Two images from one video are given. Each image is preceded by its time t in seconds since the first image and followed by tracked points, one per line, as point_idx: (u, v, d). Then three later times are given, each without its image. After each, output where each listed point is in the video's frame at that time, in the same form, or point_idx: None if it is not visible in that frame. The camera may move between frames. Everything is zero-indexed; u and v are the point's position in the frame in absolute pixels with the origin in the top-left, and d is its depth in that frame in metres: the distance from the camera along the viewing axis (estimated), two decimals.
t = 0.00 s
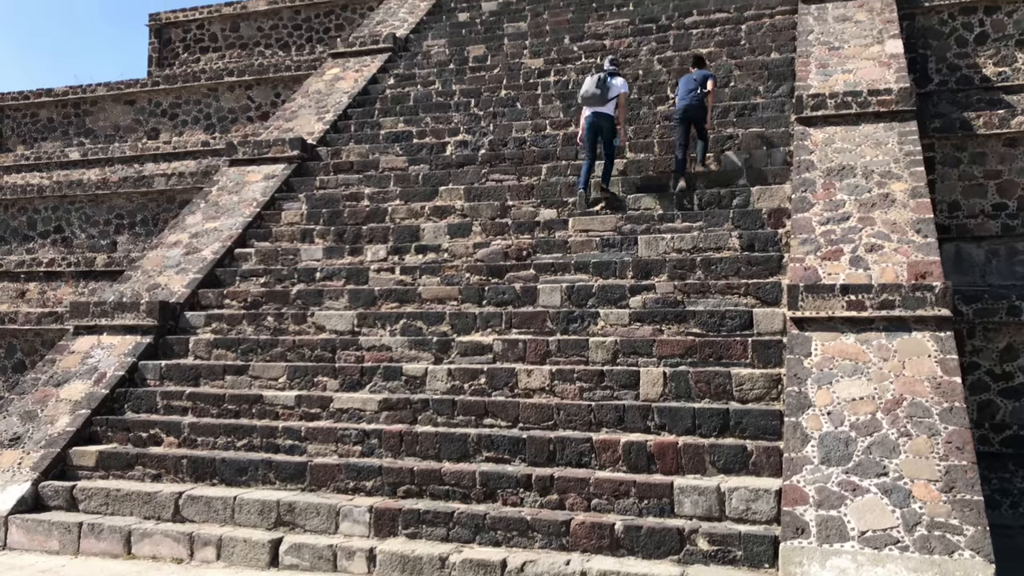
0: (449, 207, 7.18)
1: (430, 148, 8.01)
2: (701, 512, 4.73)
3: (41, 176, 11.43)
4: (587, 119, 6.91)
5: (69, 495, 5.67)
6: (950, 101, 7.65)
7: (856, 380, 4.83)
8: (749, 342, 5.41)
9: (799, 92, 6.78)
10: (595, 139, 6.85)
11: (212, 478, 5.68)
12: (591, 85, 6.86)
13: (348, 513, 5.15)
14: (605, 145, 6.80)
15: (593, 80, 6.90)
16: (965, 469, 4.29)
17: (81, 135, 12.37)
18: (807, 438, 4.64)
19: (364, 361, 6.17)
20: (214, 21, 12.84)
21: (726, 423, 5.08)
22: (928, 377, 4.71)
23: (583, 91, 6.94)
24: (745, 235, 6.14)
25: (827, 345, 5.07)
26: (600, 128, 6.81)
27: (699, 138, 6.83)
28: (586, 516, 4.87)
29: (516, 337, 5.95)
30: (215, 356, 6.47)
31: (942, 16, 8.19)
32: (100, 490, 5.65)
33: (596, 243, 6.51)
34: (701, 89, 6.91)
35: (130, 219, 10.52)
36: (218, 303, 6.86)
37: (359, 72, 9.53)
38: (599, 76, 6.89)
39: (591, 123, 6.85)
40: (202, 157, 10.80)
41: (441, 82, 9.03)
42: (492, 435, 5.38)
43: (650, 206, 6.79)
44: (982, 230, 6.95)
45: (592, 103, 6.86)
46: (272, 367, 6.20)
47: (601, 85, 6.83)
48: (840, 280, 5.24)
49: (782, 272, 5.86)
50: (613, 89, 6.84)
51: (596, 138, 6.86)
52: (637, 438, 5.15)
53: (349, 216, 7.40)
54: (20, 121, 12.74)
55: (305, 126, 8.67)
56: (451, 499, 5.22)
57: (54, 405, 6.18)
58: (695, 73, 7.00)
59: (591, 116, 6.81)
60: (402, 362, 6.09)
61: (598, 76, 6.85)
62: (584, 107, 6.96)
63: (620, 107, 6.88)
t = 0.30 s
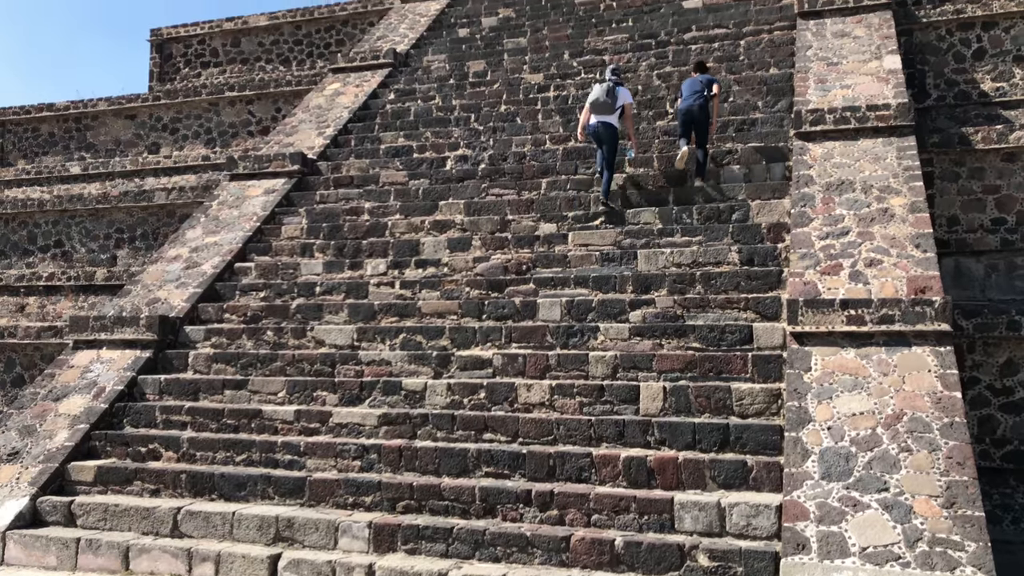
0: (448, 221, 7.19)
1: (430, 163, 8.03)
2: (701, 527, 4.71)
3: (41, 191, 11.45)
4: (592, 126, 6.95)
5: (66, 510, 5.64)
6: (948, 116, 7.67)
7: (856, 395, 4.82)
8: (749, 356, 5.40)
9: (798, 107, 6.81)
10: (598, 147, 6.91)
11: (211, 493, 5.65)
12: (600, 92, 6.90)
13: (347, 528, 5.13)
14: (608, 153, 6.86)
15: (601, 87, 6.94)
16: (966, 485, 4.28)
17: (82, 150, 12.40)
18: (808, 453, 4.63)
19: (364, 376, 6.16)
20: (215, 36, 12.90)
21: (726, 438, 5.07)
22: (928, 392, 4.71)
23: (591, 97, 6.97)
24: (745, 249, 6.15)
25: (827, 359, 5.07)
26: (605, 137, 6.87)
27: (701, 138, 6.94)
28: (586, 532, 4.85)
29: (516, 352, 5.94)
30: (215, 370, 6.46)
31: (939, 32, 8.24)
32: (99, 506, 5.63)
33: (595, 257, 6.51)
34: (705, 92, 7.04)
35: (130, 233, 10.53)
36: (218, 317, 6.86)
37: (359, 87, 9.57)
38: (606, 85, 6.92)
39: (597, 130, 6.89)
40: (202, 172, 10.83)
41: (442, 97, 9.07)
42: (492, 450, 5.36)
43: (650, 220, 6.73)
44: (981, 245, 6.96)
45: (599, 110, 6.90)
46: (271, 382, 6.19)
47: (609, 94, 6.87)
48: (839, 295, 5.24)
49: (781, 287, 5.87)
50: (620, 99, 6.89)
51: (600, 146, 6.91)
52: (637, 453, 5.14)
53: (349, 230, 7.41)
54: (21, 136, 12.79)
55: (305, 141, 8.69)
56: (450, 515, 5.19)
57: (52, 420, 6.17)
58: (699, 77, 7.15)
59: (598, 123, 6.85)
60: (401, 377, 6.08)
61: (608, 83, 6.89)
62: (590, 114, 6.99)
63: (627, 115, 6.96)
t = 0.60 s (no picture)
0: (448, 235, 7.20)
1: (430, 177, 8.05)
2: (701, 543, 4.70)
3: (42, 205, 11.47)
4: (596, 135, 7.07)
5: (64, 525, 5.62)
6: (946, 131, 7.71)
7: (856, 410, 4.82)
8: (749, 371, 5.40)
9: (796, 122, 6.84)
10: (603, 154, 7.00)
11: (209, 508, 5.64)
12: (604, 102, 7.09)
13: (346, 544, 5.11)
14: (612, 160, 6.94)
15: (603, 98, 7.14)
16: (966, 500, 4.27)
17: (82, 164, 12.44)
18: (807, 468, 4.63)
19: (363, 391, 6.15)
20: (216, 51, 12.97)
21: (726, 453, 5.06)
22: (928, 406, 4.70)
23: (594, 108, 7.15)
24: (744, 263, 6.17)
25: (827, 374, 5.07)
26: (610, 142, 6.97)
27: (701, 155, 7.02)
28: (586, 547, 4.84)
29: (516, 366, 5.94)
30: (214, 385, 6.45)
31: (937, 48, 8.29)
32: (97, 520, 5.61)
33: (595, 271, 6.53)
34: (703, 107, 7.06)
35: (130, 248, 10.54)
36: (217, 331, 6.86)
37: (359, 102, 9.62)
38: (608, 95, 7.12)
39: (601, 137, 7.00)
40: (202, 186, 10.86)
41: (442, 112, 9.10)
42: (491, 465, 5.35)
43: (649, 234, 6.73)
44: (980, 259, 6.99)
45: (603, 119, 7.06)
46: (271, 397, 6.19)
47: (612, 103, 7.07)
48: (838, 309, 5.25)
49: (781, 301, 5.87)
50: (623, 108, 7.08)
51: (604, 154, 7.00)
52: (637, 468, 5.13)
53: (349, 244, 7.42)
54: (22, 150, 12.83)
55: (306, 155, 8.72)
56: (449, 530, 5.18)
57: (51, 434, 6.16)
58: (695, 89, 7.12)
59: (603, 130, 6.98)
60: (401, 391, 6.07)
61: (610, 94, 7.11)
62: (593, 124, 7.14)
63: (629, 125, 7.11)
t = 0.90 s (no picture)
0: (447, 249, 7.21)
1: (430, 191, 8.07)
2: (701, 558, 4.68)
3: (42, 219, 11.48)
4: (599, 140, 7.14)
5: (61, 541, 5.59)
6: (945, 145, 7.72)
7: (856, 425, 4.80)
8: (749, 386, 5.39)
9: (795, 137, 6.85)
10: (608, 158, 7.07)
11: (207, 523, 5.61)
12: (602, 106, 7.11)
13: (344, 559, 5.08)
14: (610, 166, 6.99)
15: (603, 102, 7.16)
16: (967, 516, 4.25)
17: (82, 178, 12.46)
18: (808, 482, 4.61)
19: (361, 405, 6.14)
20: (216, 65, 13.02)
21: (725, 468, 5.05)
22: (928, 421, 4.69)
23: (594, 113, 7.18)
24: (743, 277, 6.17)
25: (826, 389, 5.06)
26: (614, 147, 7.05)
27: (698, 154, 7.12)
28: (585, 563, 4.82)
29: (515, 380, 5.93)
30: (212, 399, 6.44)
31: (934, 63, 8.33)
32: (94, 536, 5.58)
33: (594, 285, 6.53)
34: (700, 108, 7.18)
35: (130, 261, 10.54)
36: (216, 345, 6.84)
37: (359, 116, 9.64)
38: (609, 99, 7.14)
39: (604, 143, 7.07)
40: (202, 200, 10.87)
41: (441, 126, 9.13)
42: (490, 479, 5.34)
43: (648, 248, 6.74)
44: (979, 273, 6.98)
45: (604, 124, 7.11)
46: (269, 411, 6.18)
47: (612, 107, 7.09)
48: (838, 323, 5.25)
49: (780, 316, 5.87)
50: (623, 110, 7.12)
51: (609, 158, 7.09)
52: (636, 483, 5.11)
53: (348, 258, 7.42)
54: (22, 164, 12.86)
55: (305, 169, 8.74)
56: (448, 546, 5.15)
57: (48, 449, 6.13)
58: (692, 91, 7.25)
59: (605, 137, 7.05)
60: (399, 406, 6.06)
61: (609, 98, 7.12)
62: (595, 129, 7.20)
63: (630, 128, 7.15)
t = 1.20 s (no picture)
0: (446, 262, 7.21)
1: (429, 204, 8.08)
2: (700, 573, 4.66)
3: (41, 232, 11.49)
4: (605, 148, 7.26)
5: (58, 555, 5.57)
6: (942, 158, 7.75)
7: (855, 438, 4.80)
8: (748, 399, 5.38)
9: (793, 150, 6.87)
10: (614, 166, 7.19)
11: (205, 537, 5.59)
12: (608, 115, 7.22)
13: (342, 573, 5.06)
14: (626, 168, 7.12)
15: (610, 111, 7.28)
16: (967, 530, 4.24)
17: (82, 191, 12.48)
18: (807, 496, 4.60)
19: (360, 419, 6.12)
20: (216, 79, 13.06)
21: (724, 482, 5.04)
22: (927, 434, 4.69)
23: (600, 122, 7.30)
24: (741, 291, 6.17)
25: (825, 402, 5.05)
26: (619, 155, 7.16)
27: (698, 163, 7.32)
28: None
29: (514, 394, 5.92)
30: (210, 412, 6.42)
31: (931, 77, 8.37)
32: (91, 550, 5.57)
33: (593, 298, 6.54)
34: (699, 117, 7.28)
35: (129, 274, 10.54)
36: (214, 358, 6.83)
37: (359, 129, 9.67)
38: (615, 107, 7.26)
39: (609, 151, 7.19)
40: (201, 213, 10.89)
41: (441, 139, 9.16)
42: (489, 493, 5.32)
43: (647, 261, 6.75)
44: (977, 286, 6.99)
45: (610, 132, 7.22)
46: (267, 424, 6.17)
47: (616, 116, 7.18)
48: (836, 336, 5.25)
49: (779, 329, 5.87)
50: (629, 119, 7.20)
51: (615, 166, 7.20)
52: (635, 496, 5.10)
53: (347, 271, 7.42)
54: (21, 177, 12.88)
55: (305, 183, 8.75)
56: (447, 560, 5.14)
57: (46, 462, 6.12)
58: (691, 100, 7.32)
59: (610, 145, 7.16)
60: (398, 419, 6.05)
61: (614, 107, 7.22)
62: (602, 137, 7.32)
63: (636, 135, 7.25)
